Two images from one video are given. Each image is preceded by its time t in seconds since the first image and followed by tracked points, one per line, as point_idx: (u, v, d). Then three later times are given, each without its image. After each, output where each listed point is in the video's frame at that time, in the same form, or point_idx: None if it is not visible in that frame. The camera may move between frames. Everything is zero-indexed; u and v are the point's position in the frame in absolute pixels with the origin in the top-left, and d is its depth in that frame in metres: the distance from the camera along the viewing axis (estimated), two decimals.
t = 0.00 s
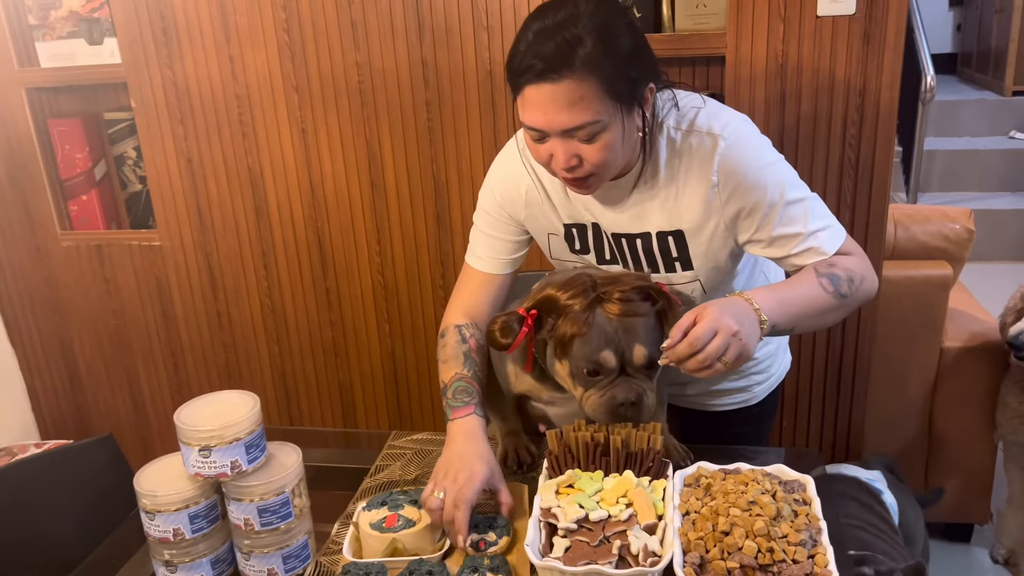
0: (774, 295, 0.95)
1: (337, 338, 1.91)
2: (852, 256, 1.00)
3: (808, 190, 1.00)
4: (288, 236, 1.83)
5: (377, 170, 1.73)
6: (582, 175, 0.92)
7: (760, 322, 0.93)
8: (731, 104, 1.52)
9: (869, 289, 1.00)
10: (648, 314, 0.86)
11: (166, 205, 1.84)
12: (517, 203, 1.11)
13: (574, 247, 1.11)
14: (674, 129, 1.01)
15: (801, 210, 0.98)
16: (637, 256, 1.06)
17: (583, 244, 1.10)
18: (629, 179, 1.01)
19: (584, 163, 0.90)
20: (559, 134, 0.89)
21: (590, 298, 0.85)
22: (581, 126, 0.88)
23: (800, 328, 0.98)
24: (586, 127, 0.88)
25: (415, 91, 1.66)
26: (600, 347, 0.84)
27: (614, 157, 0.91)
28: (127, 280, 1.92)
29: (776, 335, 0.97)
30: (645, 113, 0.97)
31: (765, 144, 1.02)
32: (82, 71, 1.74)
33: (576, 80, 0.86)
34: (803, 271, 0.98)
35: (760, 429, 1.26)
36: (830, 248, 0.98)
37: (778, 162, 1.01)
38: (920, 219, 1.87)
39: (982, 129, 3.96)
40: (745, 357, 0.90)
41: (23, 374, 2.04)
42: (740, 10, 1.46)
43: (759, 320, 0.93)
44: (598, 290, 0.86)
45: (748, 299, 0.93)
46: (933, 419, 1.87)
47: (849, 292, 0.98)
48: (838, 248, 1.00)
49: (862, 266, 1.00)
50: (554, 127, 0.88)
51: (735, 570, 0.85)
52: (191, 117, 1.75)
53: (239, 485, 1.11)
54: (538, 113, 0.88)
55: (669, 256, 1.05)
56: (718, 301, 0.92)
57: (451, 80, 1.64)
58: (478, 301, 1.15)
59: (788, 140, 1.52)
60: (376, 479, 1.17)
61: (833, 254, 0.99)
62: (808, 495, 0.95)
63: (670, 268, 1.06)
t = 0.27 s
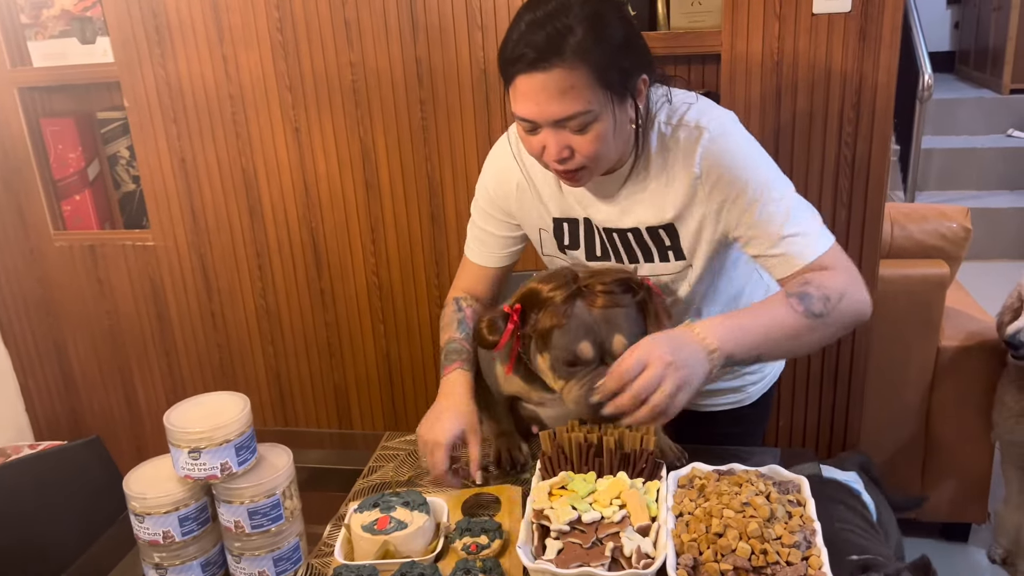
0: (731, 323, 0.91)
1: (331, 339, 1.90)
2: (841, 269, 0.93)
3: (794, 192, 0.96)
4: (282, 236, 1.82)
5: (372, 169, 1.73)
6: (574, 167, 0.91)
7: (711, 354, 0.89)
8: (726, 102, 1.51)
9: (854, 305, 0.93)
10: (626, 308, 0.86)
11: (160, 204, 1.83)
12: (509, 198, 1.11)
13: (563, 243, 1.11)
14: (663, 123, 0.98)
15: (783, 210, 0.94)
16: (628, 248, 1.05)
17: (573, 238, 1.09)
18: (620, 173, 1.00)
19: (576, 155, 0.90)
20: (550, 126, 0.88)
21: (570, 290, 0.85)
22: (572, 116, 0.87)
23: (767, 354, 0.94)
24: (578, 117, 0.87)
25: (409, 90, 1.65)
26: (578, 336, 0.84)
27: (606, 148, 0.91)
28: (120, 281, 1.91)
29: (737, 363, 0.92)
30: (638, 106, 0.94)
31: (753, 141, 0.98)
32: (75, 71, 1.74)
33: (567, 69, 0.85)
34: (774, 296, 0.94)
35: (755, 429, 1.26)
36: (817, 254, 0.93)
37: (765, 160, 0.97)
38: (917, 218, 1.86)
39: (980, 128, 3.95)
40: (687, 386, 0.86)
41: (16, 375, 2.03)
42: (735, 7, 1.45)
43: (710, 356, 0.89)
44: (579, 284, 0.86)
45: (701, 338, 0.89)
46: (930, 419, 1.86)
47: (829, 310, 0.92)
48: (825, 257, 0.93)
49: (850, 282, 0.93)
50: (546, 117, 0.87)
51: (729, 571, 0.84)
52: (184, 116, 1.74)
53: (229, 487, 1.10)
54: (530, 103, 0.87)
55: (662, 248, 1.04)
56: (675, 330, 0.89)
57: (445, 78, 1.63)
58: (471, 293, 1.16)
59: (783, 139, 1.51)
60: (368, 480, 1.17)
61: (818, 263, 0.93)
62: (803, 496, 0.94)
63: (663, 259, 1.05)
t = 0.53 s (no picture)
0: (587, 454, 0.74)
1: (328, 340, 1.90)
2: (717, 319, 0.77)
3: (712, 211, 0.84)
4: (279, 237, 1.81)
5: (368, 170, 1.72)
6: (562, 164, 0.86)
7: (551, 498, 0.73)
8: (723, 103, 1.50)
9: (710, 360, 0.76)
10: (597, 312, 0.74)
11: (157, 205, 1.82)
12: (508, 191, 1.07)
13: (554, 241, 1.05)
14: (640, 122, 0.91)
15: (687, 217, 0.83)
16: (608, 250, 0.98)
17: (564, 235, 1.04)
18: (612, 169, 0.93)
19: (562, 151, 0.85)
20: (535, 120, 0.83)
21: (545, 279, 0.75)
22: (555, 109, 0.82)
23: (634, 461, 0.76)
24: (561, 110, 0.82)
25: (405, 91, 1.65)
26: (538, 334, 0.74)
27: (594, 144, 0.86)
28: (117, 282, 1.90)
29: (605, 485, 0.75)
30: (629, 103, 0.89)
31: (710, 153, 0.89)
32: (71, 72, 1.73)
33: (551, 60, 0.81)
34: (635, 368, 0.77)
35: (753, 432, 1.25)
36: (698, 270, 0.80)
37: (711, 173, 0.87)
38: (916, 217, 1.85)
39: (980, 126, 3.94)
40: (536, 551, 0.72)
41: (14, 377, 2.03)
42: (731, 7, 1.45)
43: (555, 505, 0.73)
44: (554, 278, 0.75)
45: (550, 492, 0.73)
46: (929, 419, 1.85)
47: (675, 385, 0.75)
48: (702, 286, 0.79)
49: (709, 357, 0.76)
50: (530, 112, 0.83)
51: None
52: (180, 117, 1.74)
53: (223, 492, 1.10)
54: (515, 97, 0.83)
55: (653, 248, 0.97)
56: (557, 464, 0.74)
57: (442, 79, 1.62)
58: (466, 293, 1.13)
59: (781, 140, 1.51)
60: (364, 484, 1.16)
61: (689, 287, 0.79)
62: (799, 501, 0.94)
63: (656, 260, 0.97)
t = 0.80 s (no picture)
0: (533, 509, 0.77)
1: (331, 340, 1.90)
2: (637, 342, 0.76)
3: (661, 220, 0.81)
4: (282, 237, 1.81)
5: (371, 170, 1.72)
6: (541, 170, 0.89)
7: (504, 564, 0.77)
8: (727, 103, 1.50)
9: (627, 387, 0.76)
10: (563, 323, 0.80)
11: (159, 206, 1.82)
12: (507, 191, 1.10)
13: (549, 242, 1.08)
14: (619, 133, 0.90)
15: (633, 226, 0.81)
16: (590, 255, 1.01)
17: (556, 237, 1.07)
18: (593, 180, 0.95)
19: (539, 158, 0.87)
20: (512, 128, 0.86)
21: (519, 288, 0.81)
22: (529, 117, 0.85)
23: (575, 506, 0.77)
24: (535, 117, 0.85)
25: (408, 91, 1.64)
26: (506, 343, 0.80)
27: (572, 151, 0.88)
28: (121, 283, 1.90)
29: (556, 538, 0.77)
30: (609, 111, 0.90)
31: (677, 160, 0.86)
32: (74, 73, 1.73)
33: (521, 69, 0.84)
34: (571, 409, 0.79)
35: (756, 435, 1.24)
36: (633, 283, 0.78)
37: (675, 180, 0.84)
38: (920, 217, 1.85)
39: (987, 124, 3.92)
40: None
41: (18, 377, 2.03)
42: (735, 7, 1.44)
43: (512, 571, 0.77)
44: (528, 287, 0.81)
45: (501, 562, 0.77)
46: (935, 419, 1.85)
47: (594, 422, 0.77)
48: (629, 305, 0.78)
49: (625, 388, 0.77)
50: (504, 119, 0.86)
51: None
52: (183, 117, 1.73)
53: (224, 495, 1.10)
54: (491, 106, 0.86)
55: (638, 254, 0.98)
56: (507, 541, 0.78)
57: (444, 79, 1.62)
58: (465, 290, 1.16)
59: (784, 140, 1.50)
60: (365, 485, 1.17)
61: (621, 306, 0.78)
62: (801, 503, 0.93)
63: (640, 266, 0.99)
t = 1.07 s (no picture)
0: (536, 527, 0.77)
1: (343, 339, 1.90)
2: (638, 352, 0.76)
3: (665, 225, 0.80)
4: (293, 237, 1.82)
5: (382, 170, 1.72)
6: (546, 178, 0.89)
7: None
8: (738, 103, 1.49)
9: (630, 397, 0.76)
10: (558, 336, 0.86)
11: (171, 206, 1.83)
12: (514, 193, 1.10)
13: (556, 245, 1.09)
14: (625, 137, 0.90)
15: (636, 231, 0.81)
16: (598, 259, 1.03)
17: (563, 241, 1.07)
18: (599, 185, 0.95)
19: (544, 166, 0.88)
20: (515, 137, 0.86)
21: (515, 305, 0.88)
22: (532, 126, 0.85)
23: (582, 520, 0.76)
24: (538, 126, 0.85)
25: (418, 90, 1.64)
26: (504, 357, 0.87)
27: (576, 158, 0.88)
28: (133, 282, 1.91)
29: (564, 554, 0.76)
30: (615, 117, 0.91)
31: (681, 164, 0.85)
32: (87, 73, 1.74)
33: (523, 77, 0.83)
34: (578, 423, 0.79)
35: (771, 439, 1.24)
36: (637, 290, 0.78)
37: (678, 184, 0.83)
38: (933, 216, 1.84)
39: (1000, 121, 3.90)
40: None
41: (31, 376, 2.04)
42: (747, 7, 1.43)
43: None
44: (523, 302, 0.88)
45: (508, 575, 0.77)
46: (948, 419, 1.84)
47: (597, 435, 0.77)
48: (631, 314, 0.78)
49: (629, 397, 0.76)
50: (507, 128, 0.86)
51: None
52: (194, 118, 1.74)
53: (237, 494, 1.11)
54: (492, 116, 0.86)
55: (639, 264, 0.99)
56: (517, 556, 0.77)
57: (454, 78, 1.62)
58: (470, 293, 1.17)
59: (795, 140, 1.49)
60: (377, 485, 1.16)
61: (623, 314, 0.78)
62: (815, 505, 0.93)
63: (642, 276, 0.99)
